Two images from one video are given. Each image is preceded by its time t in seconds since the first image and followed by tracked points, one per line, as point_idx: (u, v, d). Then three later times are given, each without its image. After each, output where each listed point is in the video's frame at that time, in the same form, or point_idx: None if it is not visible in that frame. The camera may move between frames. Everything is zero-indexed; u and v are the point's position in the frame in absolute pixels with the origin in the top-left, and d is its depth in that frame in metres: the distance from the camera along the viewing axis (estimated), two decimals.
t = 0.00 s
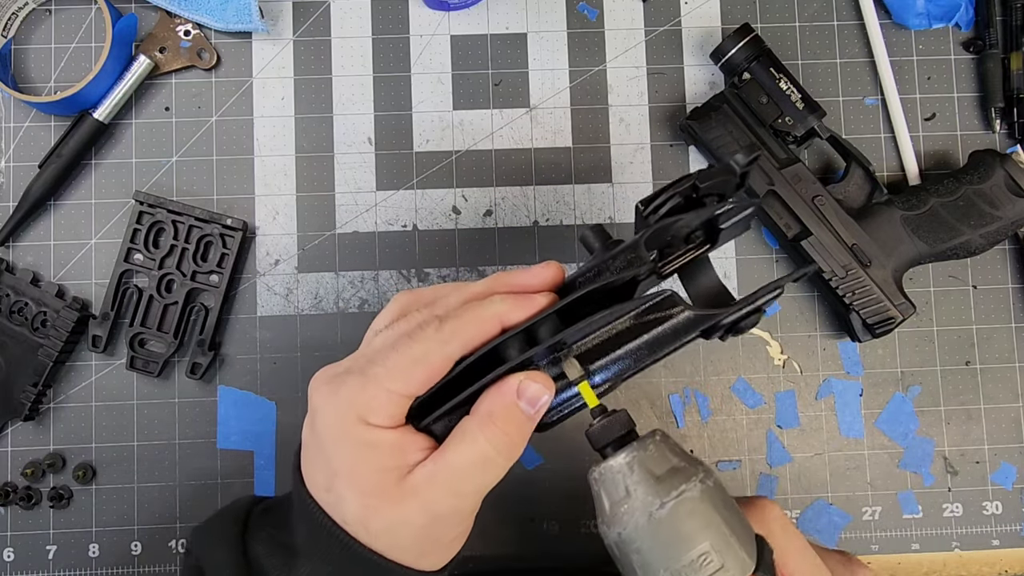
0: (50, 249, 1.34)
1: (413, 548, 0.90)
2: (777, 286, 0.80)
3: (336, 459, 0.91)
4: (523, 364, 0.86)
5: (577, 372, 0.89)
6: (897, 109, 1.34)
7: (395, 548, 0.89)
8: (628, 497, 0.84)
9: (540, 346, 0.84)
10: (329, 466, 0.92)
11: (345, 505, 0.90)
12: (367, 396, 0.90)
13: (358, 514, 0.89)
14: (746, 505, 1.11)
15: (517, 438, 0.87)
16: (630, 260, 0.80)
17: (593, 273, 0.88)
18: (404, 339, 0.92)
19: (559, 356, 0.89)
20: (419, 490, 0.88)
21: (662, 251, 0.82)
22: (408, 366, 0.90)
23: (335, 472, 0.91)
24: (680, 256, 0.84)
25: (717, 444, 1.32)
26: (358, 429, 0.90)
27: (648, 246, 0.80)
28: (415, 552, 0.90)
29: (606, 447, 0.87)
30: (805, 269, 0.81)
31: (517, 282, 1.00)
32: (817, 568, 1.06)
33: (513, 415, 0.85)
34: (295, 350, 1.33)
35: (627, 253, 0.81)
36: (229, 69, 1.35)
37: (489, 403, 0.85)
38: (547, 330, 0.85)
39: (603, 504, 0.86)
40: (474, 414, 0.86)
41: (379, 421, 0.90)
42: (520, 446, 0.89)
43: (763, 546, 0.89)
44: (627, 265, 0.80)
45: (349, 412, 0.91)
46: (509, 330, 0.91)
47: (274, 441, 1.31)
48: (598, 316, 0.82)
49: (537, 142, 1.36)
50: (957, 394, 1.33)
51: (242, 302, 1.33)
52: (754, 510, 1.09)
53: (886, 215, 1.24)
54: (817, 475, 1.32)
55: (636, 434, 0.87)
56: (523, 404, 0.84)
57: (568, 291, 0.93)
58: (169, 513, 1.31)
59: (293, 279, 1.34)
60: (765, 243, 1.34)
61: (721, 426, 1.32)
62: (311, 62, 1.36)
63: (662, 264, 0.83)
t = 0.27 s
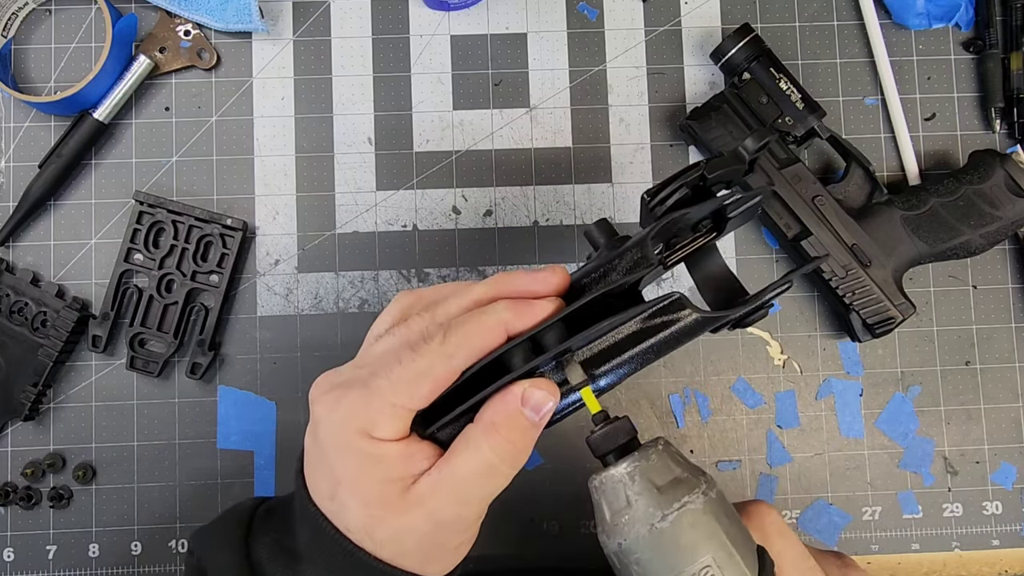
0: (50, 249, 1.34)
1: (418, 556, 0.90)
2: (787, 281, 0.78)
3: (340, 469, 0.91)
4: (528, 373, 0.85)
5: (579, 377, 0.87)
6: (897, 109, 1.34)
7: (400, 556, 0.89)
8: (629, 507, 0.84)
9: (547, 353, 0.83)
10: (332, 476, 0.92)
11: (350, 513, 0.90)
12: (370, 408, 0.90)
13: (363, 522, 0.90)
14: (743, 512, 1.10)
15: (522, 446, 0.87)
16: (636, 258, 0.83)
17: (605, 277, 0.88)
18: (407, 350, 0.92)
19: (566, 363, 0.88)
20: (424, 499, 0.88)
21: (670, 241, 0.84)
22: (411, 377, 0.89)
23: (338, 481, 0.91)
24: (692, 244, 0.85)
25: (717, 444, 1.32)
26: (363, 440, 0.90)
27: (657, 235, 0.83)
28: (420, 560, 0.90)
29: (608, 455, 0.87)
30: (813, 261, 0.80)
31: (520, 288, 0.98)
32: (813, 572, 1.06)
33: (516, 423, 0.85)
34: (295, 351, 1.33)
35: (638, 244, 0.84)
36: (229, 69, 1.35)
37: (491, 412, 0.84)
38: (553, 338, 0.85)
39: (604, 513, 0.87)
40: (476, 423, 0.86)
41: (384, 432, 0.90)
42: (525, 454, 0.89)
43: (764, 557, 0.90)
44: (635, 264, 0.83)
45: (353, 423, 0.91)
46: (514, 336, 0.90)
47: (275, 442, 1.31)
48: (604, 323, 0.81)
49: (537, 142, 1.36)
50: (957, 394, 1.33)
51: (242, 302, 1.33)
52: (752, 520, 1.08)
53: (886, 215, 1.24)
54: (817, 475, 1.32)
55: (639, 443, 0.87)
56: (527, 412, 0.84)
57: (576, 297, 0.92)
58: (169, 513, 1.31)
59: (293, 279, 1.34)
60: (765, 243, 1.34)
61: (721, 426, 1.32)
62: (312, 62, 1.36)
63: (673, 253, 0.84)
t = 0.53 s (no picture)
0: (50, 249, 1.34)
1: (427, 556, 0.90)
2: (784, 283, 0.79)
3: (350, 470, 0.91)
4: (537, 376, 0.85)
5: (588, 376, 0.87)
6: (897, 109, 1.34)
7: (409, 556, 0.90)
8: (635, 504, 0.84)
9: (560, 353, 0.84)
10: (342, 476, 0.92)
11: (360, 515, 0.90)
12: (381, 410, 0.89)
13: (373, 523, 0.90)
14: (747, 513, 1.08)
15: (533, 447, 0.87)
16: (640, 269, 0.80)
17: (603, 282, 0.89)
18: (418, 349, 0.90)
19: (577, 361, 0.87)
20: (435, 501, 0.88)
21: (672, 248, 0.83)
22: (423, 377, 0.88)
23: (349, 483, 0.91)
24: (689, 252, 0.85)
25: (717, 444, 1.32)
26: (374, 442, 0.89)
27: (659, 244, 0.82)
28: (429, 560, 0.90)
29: (615, 452, 0.87)
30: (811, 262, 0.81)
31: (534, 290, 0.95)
32: (816, 571, 1.06)
33: (528, 425, 0.85)
34: (295, 350, 1.33)
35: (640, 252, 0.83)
36: (229, 69, 1.35)
37: (503, 415, 0.85)
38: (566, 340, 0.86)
39: (610, 509, 0.87)
40: (487, 427, 0.86)
41: (395, 434, 0.89)
42: (536, 455, 0.89)
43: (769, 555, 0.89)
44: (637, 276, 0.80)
45: (364, 424, 0.90)
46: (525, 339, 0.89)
47: (275, 441, 1.31)
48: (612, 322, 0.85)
49: (537, 142, 1.36)
50: (957, 394, 1.33)
51: (242, 302, 1.33)
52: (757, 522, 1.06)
53: (886, 215, 1.24)
54: (817, 475, 1.32)
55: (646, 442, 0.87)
56: (538, 414, 0.85)
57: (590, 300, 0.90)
58: (169, 513, 1.31)
59: (293, 279, 1.34)
60: (765, 242, 1.34)
61: (721, 426, 1.32)
62: (311, 62, 1.36)
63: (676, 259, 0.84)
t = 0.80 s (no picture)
0: (50, 249, 1.34)
1: (427, 531, 0.90)
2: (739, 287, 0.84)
3: (349, 447, 0.91)
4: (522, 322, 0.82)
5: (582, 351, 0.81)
6: (897, 109, 1.34)
7: (407, 531, 0.90)
8: (633, 472, 0.80)
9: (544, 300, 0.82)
10: (341, 456, 0.92)
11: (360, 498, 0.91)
12: (369, 379, 0.90)
13: (369, 498, 0.90)
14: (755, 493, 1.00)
15: (533, 426, 0.84)
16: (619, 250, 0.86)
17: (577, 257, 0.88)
18: (385, 310, 0.96)
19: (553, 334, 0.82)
20: (430, 474, 0.87)
21: (637, 243, 0.87)
22: (395, 333, 0.93)
23: (349, 463, 0.91)
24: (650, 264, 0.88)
25: (717, 444, 1.32)
26: (365, 414, 0.90)
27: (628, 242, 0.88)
28: (430, 538, 0.91)
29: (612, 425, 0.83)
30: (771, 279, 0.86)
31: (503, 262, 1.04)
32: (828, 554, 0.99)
33: (532, 410, 0.82)
34: (295, 351, 1.33)
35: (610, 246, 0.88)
36: (229, 69, 1.35)
37: (510, 397, 0.81)
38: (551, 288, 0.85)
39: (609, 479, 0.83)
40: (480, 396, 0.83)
41: (383, 400, 0.90)
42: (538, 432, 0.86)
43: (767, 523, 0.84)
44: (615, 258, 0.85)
45: (354, 397, 0.92)
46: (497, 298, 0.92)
47: (275, 442, 1.31)
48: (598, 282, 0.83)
49: (537, 142, 1.36)
50: (957, 394, 1.33)
51: (242, 302, 1.33)
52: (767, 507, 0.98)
53: (886, 215, 1.24)
54: (817, 475, 1.32)
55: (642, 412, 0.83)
56: (542, 404, 0.81)
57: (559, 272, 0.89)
58: (169, 513, 1.31)
59: (293, 279, 1.34)
60: (765, 243, 1.34)
61: (721, 426, 1.32)
62: (311, 62, 1.36)
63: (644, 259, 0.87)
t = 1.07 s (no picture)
0: (50, 249, 1.34)
1: (426, 544, 0.90)
2: (741, 295, 0.85)
3: (350, 461, 0.92)
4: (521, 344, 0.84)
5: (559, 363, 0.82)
6: (897, 109, 1.34)
7: (406, 545, 0.90)
8: (609, 490, 0.80)
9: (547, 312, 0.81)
10: (341, 469, 0.92)
11: (359, 510, 0.91)
12: (371, 391, 0.92)
13: (370, 511, 0.90)
14: (740, 502, 1.07)
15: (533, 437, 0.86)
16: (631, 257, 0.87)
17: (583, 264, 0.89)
18: (385, 321, 0.97)
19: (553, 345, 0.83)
20: (432, 486, 0.89)
21: (642, 248, 0.89)
22: (396, 345, 0.94)
23: (348, 474, 0.92)
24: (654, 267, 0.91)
25: (717, 444, 1.32)
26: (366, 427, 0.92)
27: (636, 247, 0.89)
28: (429, 549, 0.90)
29: (589, 440, 0.83)
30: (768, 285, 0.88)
31: (504, 270, 1.04)
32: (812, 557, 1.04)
33: (532, 420, 0.84)
34: (295, 351, 1.33)
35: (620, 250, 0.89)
36: (229, 69, 1.35)
37: (509, 407, 0.83)
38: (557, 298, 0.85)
39: (586, 496, 0.83)
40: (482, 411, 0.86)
41: (386, 414, 0.92)
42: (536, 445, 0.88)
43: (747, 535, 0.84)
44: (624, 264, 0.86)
45: (356, 409, 0.93)
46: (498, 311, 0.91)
47: (274, 442, 1.31)
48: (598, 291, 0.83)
49: (537, 142, 1.36)
50: (957, 394, 1.33)
51: (242, 302, 1.33)
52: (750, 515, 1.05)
53: (886, 215, 1.24)
54: (817, 475, 1.32)
55: (620, 426, 0.84)
56: (542, 414, 0.84)
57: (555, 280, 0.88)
58: (169, 513, 1.31)
59: (293, 279, 1.34)
60: (765, 243, 1.34)
61: (721, 426, 1.32)
62: (311, 62, 1.36)
63: (648, 264, 0.88)
